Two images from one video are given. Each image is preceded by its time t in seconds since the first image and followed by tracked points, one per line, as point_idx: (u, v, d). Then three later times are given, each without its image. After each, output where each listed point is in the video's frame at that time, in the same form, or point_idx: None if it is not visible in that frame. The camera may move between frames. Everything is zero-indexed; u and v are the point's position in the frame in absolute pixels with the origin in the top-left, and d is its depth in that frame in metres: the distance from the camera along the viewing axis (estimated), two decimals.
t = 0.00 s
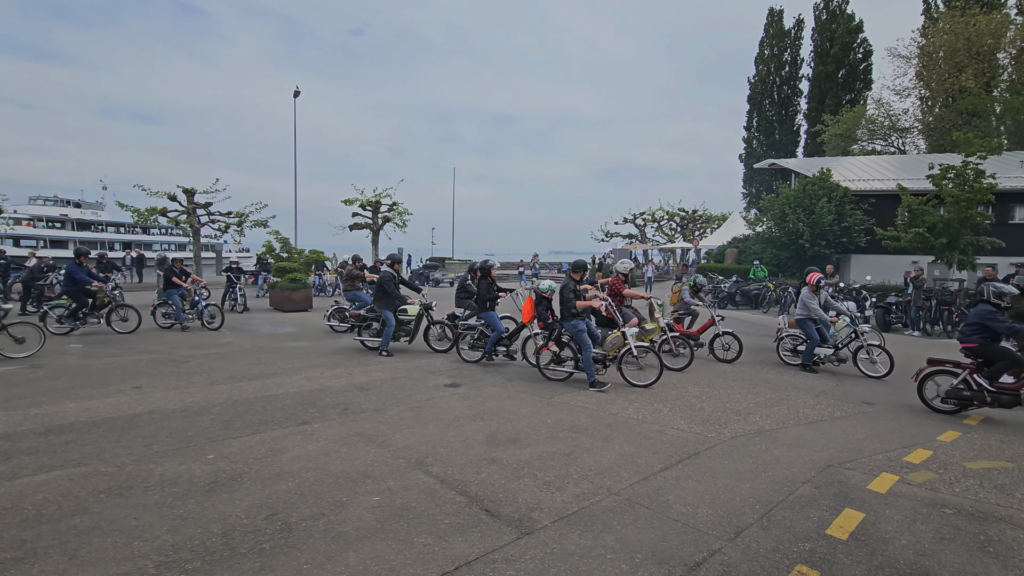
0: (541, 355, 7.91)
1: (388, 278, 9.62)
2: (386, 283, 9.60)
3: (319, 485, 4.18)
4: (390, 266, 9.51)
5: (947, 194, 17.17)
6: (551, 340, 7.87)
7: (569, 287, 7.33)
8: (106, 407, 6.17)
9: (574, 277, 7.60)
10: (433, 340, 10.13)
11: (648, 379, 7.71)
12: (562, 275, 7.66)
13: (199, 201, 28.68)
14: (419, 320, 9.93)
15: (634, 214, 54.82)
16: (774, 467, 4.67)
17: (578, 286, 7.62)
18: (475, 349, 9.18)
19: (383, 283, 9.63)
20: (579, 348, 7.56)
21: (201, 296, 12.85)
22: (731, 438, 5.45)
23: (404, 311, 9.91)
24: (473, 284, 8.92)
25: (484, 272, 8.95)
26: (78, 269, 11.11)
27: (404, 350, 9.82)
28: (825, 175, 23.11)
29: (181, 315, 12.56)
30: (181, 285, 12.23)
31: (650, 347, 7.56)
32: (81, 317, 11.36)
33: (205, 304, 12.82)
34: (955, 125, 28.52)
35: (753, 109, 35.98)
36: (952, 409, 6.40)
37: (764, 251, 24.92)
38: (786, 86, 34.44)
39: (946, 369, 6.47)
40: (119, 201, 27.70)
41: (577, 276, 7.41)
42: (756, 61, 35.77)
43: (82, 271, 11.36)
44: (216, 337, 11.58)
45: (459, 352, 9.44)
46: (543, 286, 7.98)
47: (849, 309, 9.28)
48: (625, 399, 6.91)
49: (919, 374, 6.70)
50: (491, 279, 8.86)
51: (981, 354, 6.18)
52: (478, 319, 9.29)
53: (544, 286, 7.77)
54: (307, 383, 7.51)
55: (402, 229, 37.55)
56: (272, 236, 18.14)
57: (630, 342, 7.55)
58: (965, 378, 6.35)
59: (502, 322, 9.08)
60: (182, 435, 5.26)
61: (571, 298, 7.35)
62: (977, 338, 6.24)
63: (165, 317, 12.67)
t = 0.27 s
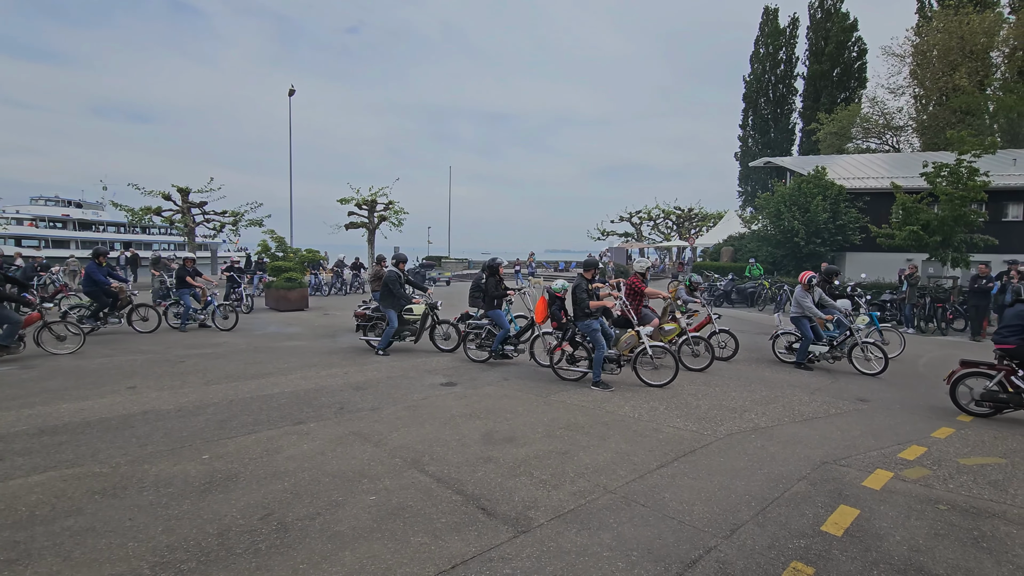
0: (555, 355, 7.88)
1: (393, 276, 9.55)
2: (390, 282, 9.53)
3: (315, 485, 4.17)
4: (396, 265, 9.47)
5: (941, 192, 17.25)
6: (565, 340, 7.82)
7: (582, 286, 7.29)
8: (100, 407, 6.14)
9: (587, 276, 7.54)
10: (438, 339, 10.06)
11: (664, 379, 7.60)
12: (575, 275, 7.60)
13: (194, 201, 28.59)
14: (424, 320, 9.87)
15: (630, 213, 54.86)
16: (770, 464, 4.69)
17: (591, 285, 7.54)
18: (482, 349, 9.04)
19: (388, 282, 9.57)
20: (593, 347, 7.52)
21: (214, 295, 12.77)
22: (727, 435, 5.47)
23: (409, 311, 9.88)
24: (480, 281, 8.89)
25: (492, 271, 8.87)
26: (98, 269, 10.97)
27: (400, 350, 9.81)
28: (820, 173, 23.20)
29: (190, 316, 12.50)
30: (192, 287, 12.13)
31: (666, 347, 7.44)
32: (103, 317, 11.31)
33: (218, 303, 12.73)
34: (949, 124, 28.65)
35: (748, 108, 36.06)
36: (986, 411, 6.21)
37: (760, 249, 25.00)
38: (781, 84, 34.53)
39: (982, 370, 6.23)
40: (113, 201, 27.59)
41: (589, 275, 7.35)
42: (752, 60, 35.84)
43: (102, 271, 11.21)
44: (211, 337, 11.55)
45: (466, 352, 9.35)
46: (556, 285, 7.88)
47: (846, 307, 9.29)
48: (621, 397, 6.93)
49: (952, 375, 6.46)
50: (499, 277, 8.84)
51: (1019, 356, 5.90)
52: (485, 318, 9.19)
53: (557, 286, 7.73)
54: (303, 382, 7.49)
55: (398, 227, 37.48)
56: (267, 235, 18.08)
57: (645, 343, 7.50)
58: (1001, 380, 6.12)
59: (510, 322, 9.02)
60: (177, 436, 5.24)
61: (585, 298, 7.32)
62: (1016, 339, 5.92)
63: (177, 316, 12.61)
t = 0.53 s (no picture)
0: (571, 354, 7.84)
1: (397, 275, 9.52)
2: (395, 282, 9.50)
3: (309, 485, 4.16)
4: (400, 265, 9.40)
5: (934, 191, 17.35)
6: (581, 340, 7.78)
7: (597, 286, 7.25)
8: (93, 408, 6.09)
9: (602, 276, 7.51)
10: (443, 339, 10.00)
11: (682, 380, 7.53)
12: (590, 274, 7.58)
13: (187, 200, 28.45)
14: (429, 319, 9.84)
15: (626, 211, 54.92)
16: (764, 462, 4.71)
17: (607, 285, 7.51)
18: (487, 348, 9.00)
19: (393, 282, 9.54)
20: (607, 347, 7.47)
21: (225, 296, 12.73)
22: (721, 433, 5.48)
23: (413, 310, 9.88)
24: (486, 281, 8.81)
25: (498, 270, 8.75)
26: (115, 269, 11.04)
27: (396, 349, 9.79)
28: (814, 172, 23.30)
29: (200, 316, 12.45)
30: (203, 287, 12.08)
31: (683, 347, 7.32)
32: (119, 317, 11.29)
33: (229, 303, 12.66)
34: (941, 123, 28.80)
35: (743, 107, 36.14)
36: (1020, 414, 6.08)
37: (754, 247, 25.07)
38: (775, 83, 34.64)
39: (1015, 372, 6.05)
40: (105, 200, 27.41)
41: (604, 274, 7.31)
42: (746, 59, 35.93)
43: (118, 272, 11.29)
44: (205, 336, 11.50)
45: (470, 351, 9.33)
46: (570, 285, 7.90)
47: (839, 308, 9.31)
48: (616, 396, 6.94)
49: (984, 377, 6.27)
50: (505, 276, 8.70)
51: None
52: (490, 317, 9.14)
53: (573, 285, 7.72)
54: (298, 382, 7.47)
55: (393, 226, 37.41)
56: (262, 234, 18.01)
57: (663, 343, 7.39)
58: None
59: (515, 321, 8.97)
60: (170, 436, 5.20)
61: (600, 297, 7.28)
62: None
63: (187, 316, 12.56)
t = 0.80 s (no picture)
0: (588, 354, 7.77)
1: (400, 275, 9.46)
2: (398, 280, 9.46)
3: (303, 485, 4.14)
4: (404, 265, 9.36)
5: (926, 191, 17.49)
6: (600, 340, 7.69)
7: (616, 286, 7.14)
8: (83, 408, 6.04)
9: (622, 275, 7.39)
10: (445, 339, 9.91)
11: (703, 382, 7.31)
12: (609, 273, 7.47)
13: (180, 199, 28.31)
14: (432, 320, 9.78)
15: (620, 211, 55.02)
16: (757, 460, 4.73)
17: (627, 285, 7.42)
18: (490, 348, 8.94)
19: (397, 281, 9.50)
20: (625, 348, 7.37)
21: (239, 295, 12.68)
22: (715, 432, 5.51)
23: (416, 310, 9.84)
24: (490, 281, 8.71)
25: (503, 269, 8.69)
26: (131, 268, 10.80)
27: (390, 349, 9.77)
28: (808, 171, 23.41)
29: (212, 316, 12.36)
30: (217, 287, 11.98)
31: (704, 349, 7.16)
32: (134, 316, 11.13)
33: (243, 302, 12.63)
34: (933, 123, 29.01)
35: (737, 107, 36.25)
36: None
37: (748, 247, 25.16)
38: (769, 83, 34.79)
39: None
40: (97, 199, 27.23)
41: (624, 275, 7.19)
42: (740, 59, 36.06)
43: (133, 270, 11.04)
44: (198, 336, 11.44)
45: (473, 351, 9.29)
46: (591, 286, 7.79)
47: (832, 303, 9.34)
48: (610, 395, 6.95)
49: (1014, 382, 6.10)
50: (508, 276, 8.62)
51: None
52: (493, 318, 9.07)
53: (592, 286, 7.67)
54: (292, 381, 7.44)
55: (388, 226, 37.34)
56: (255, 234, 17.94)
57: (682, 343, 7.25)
58: None
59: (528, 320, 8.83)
60: (162, 437, 5.17)
61: (620, 298, 7.17)
62: None
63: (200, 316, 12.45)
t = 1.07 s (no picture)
0: (611, 356, 7.66)
1: (400, 275, 9.37)
2: (398, 279, 9.39)
3: (297, 485, 4.13)
4: (404, 264, 9.29)
5: (916, 191, 17.64)
6: (623, 341, 7.55)
7: (640, 287, 7.00)
8: (74, 409, 5.99)
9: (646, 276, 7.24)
10: (447, 338, 9.87)
11: (728, 386, 7.17)
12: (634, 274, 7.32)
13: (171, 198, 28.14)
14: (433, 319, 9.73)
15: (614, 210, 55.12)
16: (751, 459, 4.75)
17: (652, 285, 7.25)
18: (493, 348, 8.90)
19: (397, 281, 9.43)
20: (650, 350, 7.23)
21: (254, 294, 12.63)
22: (709, 431, 5.53)
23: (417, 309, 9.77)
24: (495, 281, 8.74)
25: (507, 270, 8.73)
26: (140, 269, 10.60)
27: (384, 349, 9.73)
28: (800, 171, 23.56)
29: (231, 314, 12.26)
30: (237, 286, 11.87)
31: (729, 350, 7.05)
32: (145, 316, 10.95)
33: (259, 301, 12.61)
34: (924, 124, 29.25)
35: (730, 107, 36.40)
36: None
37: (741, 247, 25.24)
38: (762, 84, 34.96)
39: None
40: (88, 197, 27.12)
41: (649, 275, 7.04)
42: (733, 59, 36.21)
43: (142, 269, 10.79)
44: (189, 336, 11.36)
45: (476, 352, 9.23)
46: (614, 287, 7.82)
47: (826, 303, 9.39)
48: (603, 394, 6.96)
49: None
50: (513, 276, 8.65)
51: None
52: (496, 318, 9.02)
53: (615, 286, 7.52)
54: (286, 381, 7.41)
55: (381, 225, 37.26)
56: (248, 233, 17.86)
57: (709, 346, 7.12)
58: None
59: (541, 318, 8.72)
60: (154, 437, 5.14)
61: (644, 299, 7.02)
62: None
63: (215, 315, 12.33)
